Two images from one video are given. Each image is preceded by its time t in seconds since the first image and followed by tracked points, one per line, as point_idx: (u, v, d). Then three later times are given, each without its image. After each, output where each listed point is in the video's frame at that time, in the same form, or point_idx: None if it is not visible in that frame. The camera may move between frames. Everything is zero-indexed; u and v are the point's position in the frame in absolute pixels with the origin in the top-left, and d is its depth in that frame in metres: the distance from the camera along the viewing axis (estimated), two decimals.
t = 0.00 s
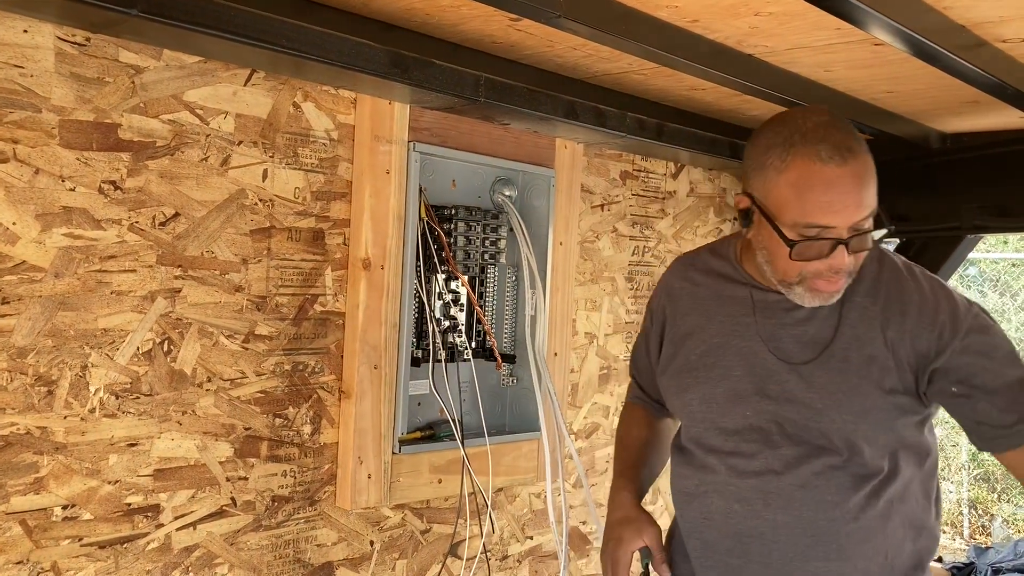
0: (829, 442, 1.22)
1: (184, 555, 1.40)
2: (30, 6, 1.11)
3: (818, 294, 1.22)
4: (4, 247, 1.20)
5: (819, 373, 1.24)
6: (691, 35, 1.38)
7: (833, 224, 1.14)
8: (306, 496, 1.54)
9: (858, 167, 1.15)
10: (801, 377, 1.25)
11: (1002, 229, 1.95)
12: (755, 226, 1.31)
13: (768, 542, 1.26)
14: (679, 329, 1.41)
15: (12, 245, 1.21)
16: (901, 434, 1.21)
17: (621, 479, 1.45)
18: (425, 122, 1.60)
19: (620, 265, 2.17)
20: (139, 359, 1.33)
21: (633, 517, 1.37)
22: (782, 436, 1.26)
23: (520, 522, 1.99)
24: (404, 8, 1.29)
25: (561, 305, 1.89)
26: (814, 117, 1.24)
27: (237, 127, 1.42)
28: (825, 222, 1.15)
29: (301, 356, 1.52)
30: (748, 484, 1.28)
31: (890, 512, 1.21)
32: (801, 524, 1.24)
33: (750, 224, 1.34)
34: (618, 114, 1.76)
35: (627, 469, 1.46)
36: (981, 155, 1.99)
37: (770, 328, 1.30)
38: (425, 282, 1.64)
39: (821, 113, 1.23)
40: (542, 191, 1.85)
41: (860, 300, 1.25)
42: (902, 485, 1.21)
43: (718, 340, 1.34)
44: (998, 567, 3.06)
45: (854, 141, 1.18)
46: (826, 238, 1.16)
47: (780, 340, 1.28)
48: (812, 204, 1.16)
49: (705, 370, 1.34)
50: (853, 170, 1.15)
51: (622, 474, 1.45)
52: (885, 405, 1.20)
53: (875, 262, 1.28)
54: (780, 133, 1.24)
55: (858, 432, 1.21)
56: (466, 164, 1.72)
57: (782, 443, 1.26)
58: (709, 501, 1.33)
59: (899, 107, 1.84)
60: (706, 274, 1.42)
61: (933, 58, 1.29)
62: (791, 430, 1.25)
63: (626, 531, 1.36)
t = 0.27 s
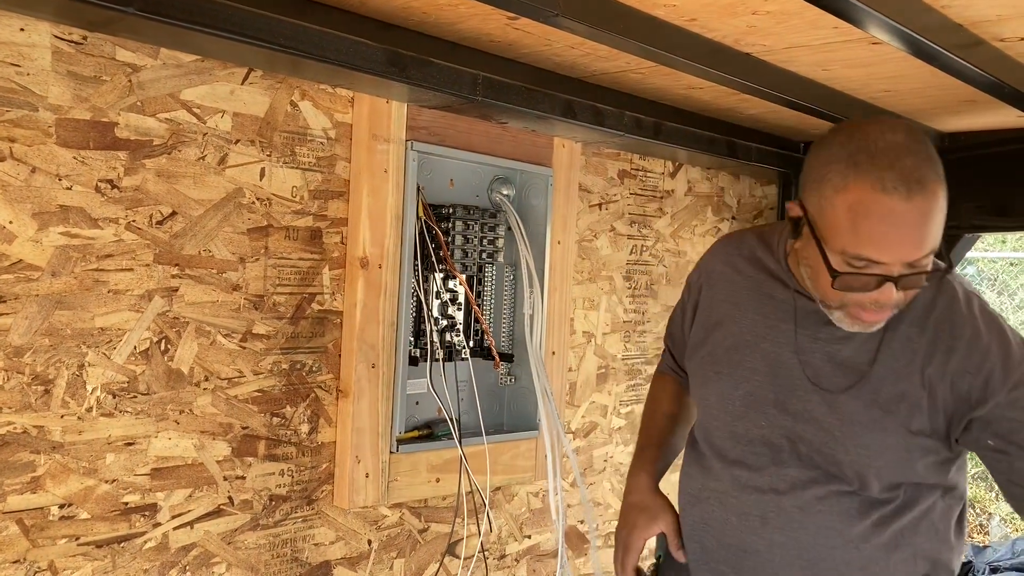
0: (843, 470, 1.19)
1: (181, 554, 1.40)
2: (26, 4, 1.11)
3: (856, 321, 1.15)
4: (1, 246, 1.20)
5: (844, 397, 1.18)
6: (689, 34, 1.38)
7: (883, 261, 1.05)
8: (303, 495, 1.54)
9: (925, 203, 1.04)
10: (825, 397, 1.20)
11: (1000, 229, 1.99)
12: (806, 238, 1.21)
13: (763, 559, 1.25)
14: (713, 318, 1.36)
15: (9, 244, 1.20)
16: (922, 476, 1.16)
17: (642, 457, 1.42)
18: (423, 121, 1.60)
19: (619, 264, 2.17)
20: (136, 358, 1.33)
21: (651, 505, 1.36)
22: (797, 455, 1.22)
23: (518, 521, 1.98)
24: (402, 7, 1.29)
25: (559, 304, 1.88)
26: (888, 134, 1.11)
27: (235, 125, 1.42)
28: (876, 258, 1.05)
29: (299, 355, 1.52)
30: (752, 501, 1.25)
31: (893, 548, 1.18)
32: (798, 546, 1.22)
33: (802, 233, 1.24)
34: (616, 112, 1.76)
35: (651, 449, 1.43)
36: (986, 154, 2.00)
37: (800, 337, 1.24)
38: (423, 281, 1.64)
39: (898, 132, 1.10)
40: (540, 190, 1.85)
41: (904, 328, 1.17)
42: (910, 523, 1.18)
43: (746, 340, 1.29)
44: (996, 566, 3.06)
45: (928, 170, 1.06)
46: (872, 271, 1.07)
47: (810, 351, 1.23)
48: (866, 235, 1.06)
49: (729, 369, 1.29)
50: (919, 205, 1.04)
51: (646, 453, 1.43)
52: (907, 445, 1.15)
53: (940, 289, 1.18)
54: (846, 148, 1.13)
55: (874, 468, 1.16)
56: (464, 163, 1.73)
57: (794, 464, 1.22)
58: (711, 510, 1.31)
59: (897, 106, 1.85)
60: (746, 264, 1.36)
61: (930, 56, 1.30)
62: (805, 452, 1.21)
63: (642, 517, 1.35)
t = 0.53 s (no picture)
0: (864, 484, 1.21)
1: (179, 554, 1.39)
2: (23, 2, 1.10)
3: (879, 336, 1.16)
4: None
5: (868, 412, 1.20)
6: (688, 32, 1.38)
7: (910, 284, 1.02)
8: (301, 494, 1.54)
9: (959, 228, 1.00)
10: (847, 411, 1.21)
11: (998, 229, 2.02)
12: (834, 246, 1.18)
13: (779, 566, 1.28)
14: (731, 317, 1.36)
15: (6, 243, 1.20)
16: (943, 491, 1.19)
17: (660, 477, 1.41)
18: (421, 120, 1.59)
19: (617, 263, 2.17)
20: (134, 357, 1.33)
21: (674, 524, 1.34)
22: (819, 468, 1.24)
23: (516, 520, 1.98)
24: (400, 5, 1.29)
25: (557, 303, 1.88)
26: (927, 148, 1.06)
27: (233, 124, 1.42)
28: (902, 280, 1.02)
29: (296, 355, 1.52)
30: (770, 511, 1.27)
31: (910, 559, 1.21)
32: (815, 555, 1.25)
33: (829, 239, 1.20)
34: (614, 111, 1.75)
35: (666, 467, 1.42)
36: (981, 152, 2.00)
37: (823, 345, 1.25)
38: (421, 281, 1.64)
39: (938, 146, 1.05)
40: (538, 189, 1.85)
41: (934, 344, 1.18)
42: (928, 536, 1.21)
43: (768, 345, 1.30)
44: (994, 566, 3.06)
45: (964, 192, 1.01)
46: (897, 292, 1.05)
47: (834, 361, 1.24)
48: (893, 257, 1.02)
49: (749, 375, 1.30)
50: (952, 230, 1.00)
51: (663, 473, 1.42)
52: (928, 463, 1.17)
53: (975, 303, 1.18)
54: (880, 160, 1.07)
55: (895, 484, 1.19)
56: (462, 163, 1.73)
57: (814, 476, 1.24)
58: (727, 517, 1.33)
59: (895, 105, 1.84)
60: (766, 263, 1.36)
61: (927, 54, 1.29)
62: (826, 464, 1.23)
63: (666, 539, 1.33)
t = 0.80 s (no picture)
0: (891, 483, 1.19)
1: (177, 553, 1.39)
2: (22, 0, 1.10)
3: (889, 329, 1.16)
4: None
5: (894, 409, 1.19)
6: (687, 30, 1.37)
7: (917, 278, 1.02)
8: (300, 493, 1.53)
9: (970, 225, 0.99)
10: (873, 409, 1.20)
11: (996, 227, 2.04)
12: (846, 237, 1.17)
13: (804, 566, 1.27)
14: (743, 316, 1.34)
15: (4, 242, 1.20)
16: (970, 486, 1.19)
17: (701, 527, 1.33)
18: (421, 118, 1.59)
19: (616, 262, 2.17)
20: (133, 356, 1.32)
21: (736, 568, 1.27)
22: (845, 468, 1.21)
23: (515, 519, 1.98)
24: (399, 4, 1.29)
25: (556, 302, 1.88)
26: (945, 141, 1.04)
27: (231, 123, 1.41)
28: (910, 273, 1.02)
29: (295, 353, 1.52)
30: (795, 511, 1.26)
31: (935, 555, 1.22)
32: (840, 554, 1.24)
33: (843, 229, 1.19)
34: (613, 110, 1.75)
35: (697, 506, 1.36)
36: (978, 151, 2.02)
37: (843, 344, 1.24)
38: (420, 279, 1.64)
39: (956, 140, 1.03)
40: (538, 188, 1.85)
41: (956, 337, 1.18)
42: (954, 532, 1.21)
43: (786, 343, 1.28)
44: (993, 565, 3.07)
45: (979, 189, 1.00)
46: (904, 286, 1.05)
47: (855, 359, 1.22)
48: (902, 251, 1.02)
49: (768, 374, 1.28)
50: (964, 226, 0.99)
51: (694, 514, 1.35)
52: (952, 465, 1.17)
53: (1002, 306, 1.18)
54: (896, 152, 1.06)
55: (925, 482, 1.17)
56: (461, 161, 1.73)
57: (838, 477, 1.22)
58: (749, 518, 1.31)
59: (894, 103, 1.84)
60: (776, 262, 1.34)
61: (927, 54, 1.29)
62: (853, 465, 1.21)
63: None
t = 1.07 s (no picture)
0: (897, 486, 1.18)
1: (177, 552, 1.39)
2: None
3: (903, 334, 1.16)
4: None
5: (901, 411, 1.18)
6: (686, 29, 1.37)
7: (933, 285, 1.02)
8: (299, 493, 1.53)
9: (984, 232, 0.99)
10: (880, 410, 1.19)
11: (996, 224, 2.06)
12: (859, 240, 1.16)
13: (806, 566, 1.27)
14: (752, 313, 1.32)
15: (2, 241, 1.20)
16: (977, 490, 1.18)
17: (713, 537, 1.32)
18: (420, 117, 1.59)
19: (615, 261, 2.17)
20: (131, 355, 1.32)
21: None
22: (850, 469, 1.21)
23: (515, 518, 1.98)
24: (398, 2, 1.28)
25: (555, 301, 1.88)
26: (960, 146, 1.03)
27: (230, 121, 1.41)
28: (925, 280, 1.02)
29: (294, 352, 1.52)
30: (798, 510, 1.26)
31: (939, 557, 1.21)
32: (843, 555, 1.24)
33: (854, 233, 1.18)
34: (613, 109, 1.75)
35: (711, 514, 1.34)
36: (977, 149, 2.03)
37: (853, 344, 1.23)
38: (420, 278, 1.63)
39: (970, 146, 1.03)
40: (537, 187, 1.85)
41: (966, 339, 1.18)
42: (958, 535, 1.21)
43: (795, 342, 1.27)
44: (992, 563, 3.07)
45: (993, 195, 1.00)
46: (918, 292, 1.04)
47: (864, 359, 1.22)
48: (915, 258, 1.02)
49: (776, 373, 1.27)
50: (979, 234, 0.99)
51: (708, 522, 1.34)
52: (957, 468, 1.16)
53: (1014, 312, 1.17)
54: (910, 158, 1.05)
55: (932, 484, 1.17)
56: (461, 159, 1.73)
57: (842, 477, 1.22)
58: (753, 517, 1.31)
59: (894, 102, 1.84)
60: (786, 259, 1.33)
61: (928, 52, 1.29)
62: (858, 466, 1.20)
63: None
